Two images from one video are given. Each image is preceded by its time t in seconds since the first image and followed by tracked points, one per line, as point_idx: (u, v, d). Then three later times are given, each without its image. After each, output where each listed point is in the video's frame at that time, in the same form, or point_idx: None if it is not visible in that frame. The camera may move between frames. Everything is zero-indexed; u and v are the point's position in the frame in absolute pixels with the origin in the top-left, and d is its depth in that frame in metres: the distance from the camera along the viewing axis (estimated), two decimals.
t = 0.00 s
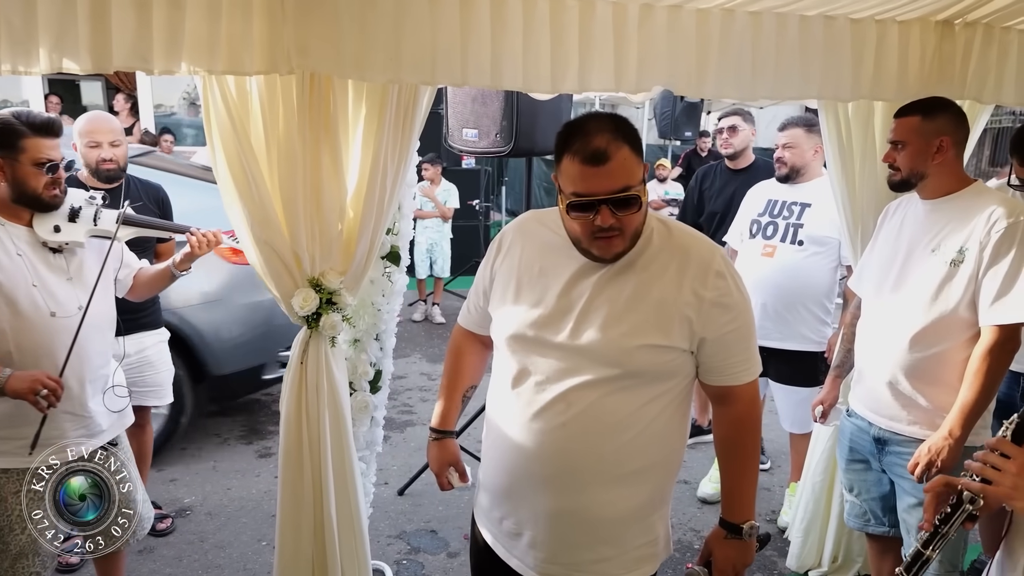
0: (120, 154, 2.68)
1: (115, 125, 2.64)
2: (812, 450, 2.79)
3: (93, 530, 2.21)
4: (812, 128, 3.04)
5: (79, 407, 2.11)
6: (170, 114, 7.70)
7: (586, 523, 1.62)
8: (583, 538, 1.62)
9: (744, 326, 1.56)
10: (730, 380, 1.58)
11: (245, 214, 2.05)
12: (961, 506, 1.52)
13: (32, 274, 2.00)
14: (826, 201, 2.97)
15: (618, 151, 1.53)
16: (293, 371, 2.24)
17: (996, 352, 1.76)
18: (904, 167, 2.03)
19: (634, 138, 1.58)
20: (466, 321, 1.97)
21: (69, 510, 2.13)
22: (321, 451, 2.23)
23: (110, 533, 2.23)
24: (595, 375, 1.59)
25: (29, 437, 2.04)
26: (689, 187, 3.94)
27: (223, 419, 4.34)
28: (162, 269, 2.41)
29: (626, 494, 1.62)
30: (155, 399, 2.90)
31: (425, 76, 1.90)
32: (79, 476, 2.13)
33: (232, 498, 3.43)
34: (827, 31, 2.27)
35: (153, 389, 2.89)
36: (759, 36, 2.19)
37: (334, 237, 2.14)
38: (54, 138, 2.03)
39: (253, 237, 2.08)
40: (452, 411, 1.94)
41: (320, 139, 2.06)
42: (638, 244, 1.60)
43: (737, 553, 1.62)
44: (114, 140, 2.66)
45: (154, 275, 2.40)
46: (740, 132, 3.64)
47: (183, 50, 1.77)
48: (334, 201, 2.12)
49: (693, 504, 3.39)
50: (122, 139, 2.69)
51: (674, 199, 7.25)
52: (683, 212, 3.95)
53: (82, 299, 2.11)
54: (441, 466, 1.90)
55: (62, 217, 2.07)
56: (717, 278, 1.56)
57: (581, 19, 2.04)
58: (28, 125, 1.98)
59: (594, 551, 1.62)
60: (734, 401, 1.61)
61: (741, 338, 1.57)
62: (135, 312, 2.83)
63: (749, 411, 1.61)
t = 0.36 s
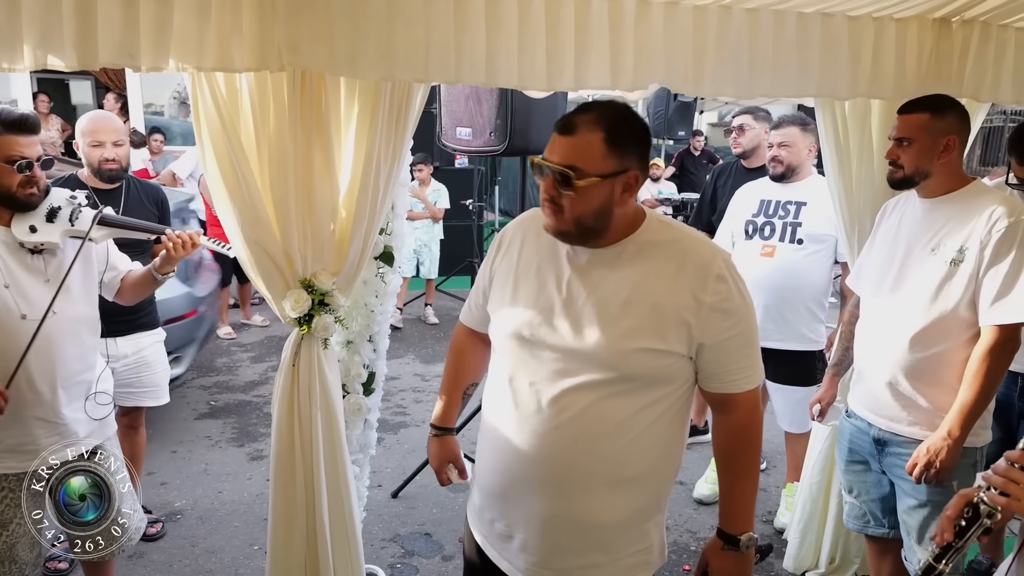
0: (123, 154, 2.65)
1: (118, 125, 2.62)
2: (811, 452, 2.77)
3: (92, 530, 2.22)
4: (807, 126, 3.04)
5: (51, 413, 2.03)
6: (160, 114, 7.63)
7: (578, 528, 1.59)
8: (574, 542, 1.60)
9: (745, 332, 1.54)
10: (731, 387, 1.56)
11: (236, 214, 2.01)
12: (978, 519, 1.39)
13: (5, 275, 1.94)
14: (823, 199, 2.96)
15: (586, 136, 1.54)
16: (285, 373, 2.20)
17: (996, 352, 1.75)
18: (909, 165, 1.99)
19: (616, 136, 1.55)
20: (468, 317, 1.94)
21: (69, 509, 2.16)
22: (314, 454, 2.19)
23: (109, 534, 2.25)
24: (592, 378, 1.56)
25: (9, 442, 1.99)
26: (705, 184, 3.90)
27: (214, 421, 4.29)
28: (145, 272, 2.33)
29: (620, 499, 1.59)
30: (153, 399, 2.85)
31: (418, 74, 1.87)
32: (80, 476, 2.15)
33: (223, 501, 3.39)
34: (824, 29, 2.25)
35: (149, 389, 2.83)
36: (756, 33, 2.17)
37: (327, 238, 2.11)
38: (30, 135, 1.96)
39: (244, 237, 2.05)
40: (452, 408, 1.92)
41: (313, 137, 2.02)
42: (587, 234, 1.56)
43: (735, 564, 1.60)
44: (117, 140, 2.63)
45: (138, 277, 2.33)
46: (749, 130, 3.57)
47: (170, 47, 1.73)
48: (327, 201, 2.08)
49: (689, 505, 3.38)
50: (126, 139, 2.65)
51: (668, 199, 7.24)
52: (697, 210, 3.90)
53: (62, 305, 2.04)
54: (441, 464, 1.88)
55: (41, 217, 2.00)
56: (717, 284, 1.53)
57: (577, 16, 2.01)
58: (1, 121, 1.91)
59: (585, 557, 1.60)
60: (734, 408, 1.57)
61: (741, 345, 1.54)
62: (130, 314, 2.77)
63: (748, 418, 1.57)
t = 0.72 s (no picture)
0: (128, 155, 2.60)
1: (127, 126, 2.56)
2: (811, 453, 2.77)
3: (92, 530, 2.19)
4: (806, 126, 3.05)
5: (31, 420, 1.99)
6: (154, 113, 7.59)
7: (561, 528, 1.57)
8: (556, 542, 1.58)
9: (730, 337, 1.46)
10: (719, 391, 1.49)
11: (235, 215, 1.99)
12: (993, 524, 1.41)
13: None
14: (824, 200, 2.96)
15: (556, 134, 1.51)
16: (284, 375, 2.18)
17: (999, 352, 1.74)
18: (919, 164, 1.97)
19: (588, 139, 1.49)
20: (464, 315, 1.90)
21: (70, 510, 2.15)
22: (313, 456, 2.18)
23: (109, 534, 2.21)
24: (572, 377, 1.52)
25: None
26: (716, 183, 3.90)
27: (210, 422, 4.27)
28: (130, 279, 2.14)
29: (603, 501, 1.55)
30: (147, 403, 2.83)
31: (419, 73, 1.86)
32: (80, 477, 2.13)
33: (220, 504, 3.36)
34: (825, 29, 2.24)
35: (143, 393, 2.81)
36: (758, 33, 2.17)
37: (326, 238, 2.09)
38: (19, 134, 1.92)
39: (242, 238, 2.03)
40: (448, 401, 1.90)
41: (311, 136, 2.01)
42: (553, 230, 1.54)
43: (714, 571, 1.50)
44: (125, 141, 2.58)
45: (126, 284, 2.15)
46: (752, 133, 3.58)
47: (168, 46, 1.71)
48: (326, 201, 2.06)
49: (688, 506, 3.37)
50: (135, 140, 2.60)
51: (664, 199, 7.25)
52: (709, 210, 3.87)
53: (42, 307, 1.98)
54: (438, 459, 1.87)
55: (29, 219, 1.92)
56: (700, 286, 1.46)
57: (578, 15, 2.00)
58: None
59: (565, 554, 1.58)
60: (724, 410, 1.50)
61: (728, 346, 1.47)
62: (124, 317, 2.74)
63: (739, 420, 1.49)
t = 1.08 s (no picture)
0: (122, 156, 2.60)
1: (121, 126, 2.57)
2: (814, 454, 2.76)
3: (92, 530, 2.18)
4: (811, 126, 3.05)
5: (30, 423, 1.98)
6: (153, 114, 7.57)
7: (529, 512, 1.52)
8: (525, 525, 1.53)
9: (679, 294, 1.40)
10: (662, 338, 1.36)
11: (239, 216, 1.99)
12: (1000, 519, 1.43)
13: None
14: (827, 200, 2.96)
15: (537, 138, 1.48)
16: (288, 376, 2.17)
17: (1006, 352, 1.74)
18: (947, 162, 1.95)
19: (569, 141, 1.49)
20: (431, 312, 1.85)
21: (70, 510, 2.15)
22: (318, 457, 2.17)
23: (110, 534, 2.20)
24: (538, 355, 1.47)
25: None
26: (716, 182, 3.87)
27: (211, 423, 4.26)
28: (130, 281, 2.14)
29: (569, 482, 1.51)
30: (144, 407, 2.82)
31: (424, 73, 1.85)
32: (81, 477, 2.14)
33: (222, 505, 3.36)
34: (829, 29, 2.24)
35: (140, 396, 2.80)
36: (762, 34, 2.17)
37: (330, 239, 2.09)
38: (22, 135, 1.91)
39: (246, 239, 2.02)
40: (418, 399, 1.84)
41: (315, 137, 2.00)
42: (536, 233, 1.52)
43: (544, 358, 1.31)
44: (117, 141, 2.58)
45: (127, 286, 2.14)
46: (758, 132, 3.59)
47: (172, 46, 1.71)
48: (330, 202, 2.06)
49: (691, 506, 3.37)
50: (127, 141, 2.61)
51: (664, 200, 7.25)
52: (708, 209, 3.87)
53: (42, 309, 1.98)
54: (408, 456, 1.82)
55: (29, 220, 1.92)
56: (654, 250, 1.46)
57: (583, 15, 2.00)
58: None
59: (537, 539, 1.52)
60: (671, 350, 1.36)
61: (682, 296, 1.40)
62: (124, 318, 2.74)
63: (683, 390, 1.31)
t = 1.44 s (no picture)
0: (93, 152, 2.54)
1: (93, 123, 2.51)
2: (821, 455, 2.75)
3: (92, 530, 2.13)
4: (820, 127, 3.04)
5: (41, 423, 1.97)
6: (154, 114, 7.57)
7: (492, 500, 1.51)
8: (490, 510, 1.51)
9: (619, 266, 1.39)
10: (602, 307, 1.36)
11: (246, 216, 1.98)
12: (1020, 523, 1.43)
13: None
14: (833, 200, 2.96)
15: (512, 133, 1.44)
16: (295, 377, 2.16)
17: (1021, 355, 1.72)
18: (959, 161, 1.94)
19: (541, 132, 1.47)
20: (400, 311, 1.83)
21: (70, 510, 2.09)
22: (324, 457, 2.16)
23: (110, 534, 2.15)
24: (495, 339, 1.48)
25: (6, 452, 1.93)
26: (699, 182, 3.88)
27: (214, 424, 4.25)
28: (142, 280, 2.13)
29: (532, 467, 1.49)
30: (138, 408, 2.81)
31: (433, 72, 1.84)
32: (80, 477, 2.09)
33: (226, 506, 3.34)
34: (839, 27, 2.23)
35: (132, 398, 2.79)
36: (772, 33, 2.16)
37: (338, 239, 2.08)
38: (30, 135, 1.90)
39: (254, 240, 2.01)
40: (389, 400, 1.84)
41: (324, 137, 1.99)
42: (515, 226, 1.51)
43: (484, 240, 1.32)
44: (88, 138, 2.52)
45: (138, 286, 2.13)
46: (750, 130, 3.58)
47: (180, 45, 1.69)
48: (338, 202, 2.05)
49: (696, 507, 3.36)
50: (98, 140, 2.55)
51: (666, 200, 7.26)
52: (690, 208, 3.88)
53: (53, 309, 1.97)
54: (375, 457, 1.81)
55: (38, 220, 1.93)
56: (600, 230, 1.45)
57: (592, 13, 1.98)
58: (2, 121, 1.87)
59: (504, 526, 1.51)
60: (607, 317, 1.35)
61: (627, 269, 1.39)
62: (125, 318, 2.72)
63: (600, 361, 1.31)
